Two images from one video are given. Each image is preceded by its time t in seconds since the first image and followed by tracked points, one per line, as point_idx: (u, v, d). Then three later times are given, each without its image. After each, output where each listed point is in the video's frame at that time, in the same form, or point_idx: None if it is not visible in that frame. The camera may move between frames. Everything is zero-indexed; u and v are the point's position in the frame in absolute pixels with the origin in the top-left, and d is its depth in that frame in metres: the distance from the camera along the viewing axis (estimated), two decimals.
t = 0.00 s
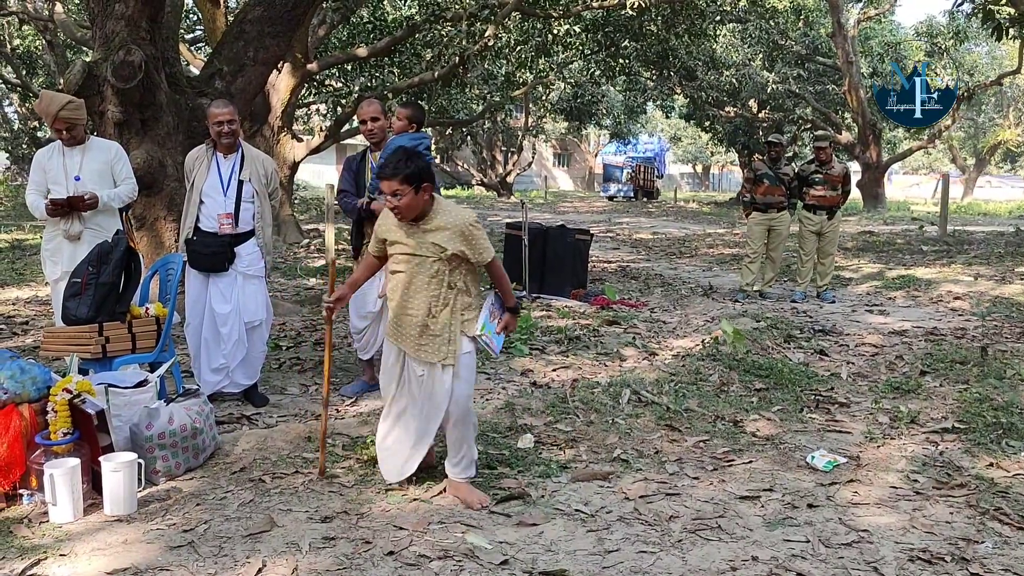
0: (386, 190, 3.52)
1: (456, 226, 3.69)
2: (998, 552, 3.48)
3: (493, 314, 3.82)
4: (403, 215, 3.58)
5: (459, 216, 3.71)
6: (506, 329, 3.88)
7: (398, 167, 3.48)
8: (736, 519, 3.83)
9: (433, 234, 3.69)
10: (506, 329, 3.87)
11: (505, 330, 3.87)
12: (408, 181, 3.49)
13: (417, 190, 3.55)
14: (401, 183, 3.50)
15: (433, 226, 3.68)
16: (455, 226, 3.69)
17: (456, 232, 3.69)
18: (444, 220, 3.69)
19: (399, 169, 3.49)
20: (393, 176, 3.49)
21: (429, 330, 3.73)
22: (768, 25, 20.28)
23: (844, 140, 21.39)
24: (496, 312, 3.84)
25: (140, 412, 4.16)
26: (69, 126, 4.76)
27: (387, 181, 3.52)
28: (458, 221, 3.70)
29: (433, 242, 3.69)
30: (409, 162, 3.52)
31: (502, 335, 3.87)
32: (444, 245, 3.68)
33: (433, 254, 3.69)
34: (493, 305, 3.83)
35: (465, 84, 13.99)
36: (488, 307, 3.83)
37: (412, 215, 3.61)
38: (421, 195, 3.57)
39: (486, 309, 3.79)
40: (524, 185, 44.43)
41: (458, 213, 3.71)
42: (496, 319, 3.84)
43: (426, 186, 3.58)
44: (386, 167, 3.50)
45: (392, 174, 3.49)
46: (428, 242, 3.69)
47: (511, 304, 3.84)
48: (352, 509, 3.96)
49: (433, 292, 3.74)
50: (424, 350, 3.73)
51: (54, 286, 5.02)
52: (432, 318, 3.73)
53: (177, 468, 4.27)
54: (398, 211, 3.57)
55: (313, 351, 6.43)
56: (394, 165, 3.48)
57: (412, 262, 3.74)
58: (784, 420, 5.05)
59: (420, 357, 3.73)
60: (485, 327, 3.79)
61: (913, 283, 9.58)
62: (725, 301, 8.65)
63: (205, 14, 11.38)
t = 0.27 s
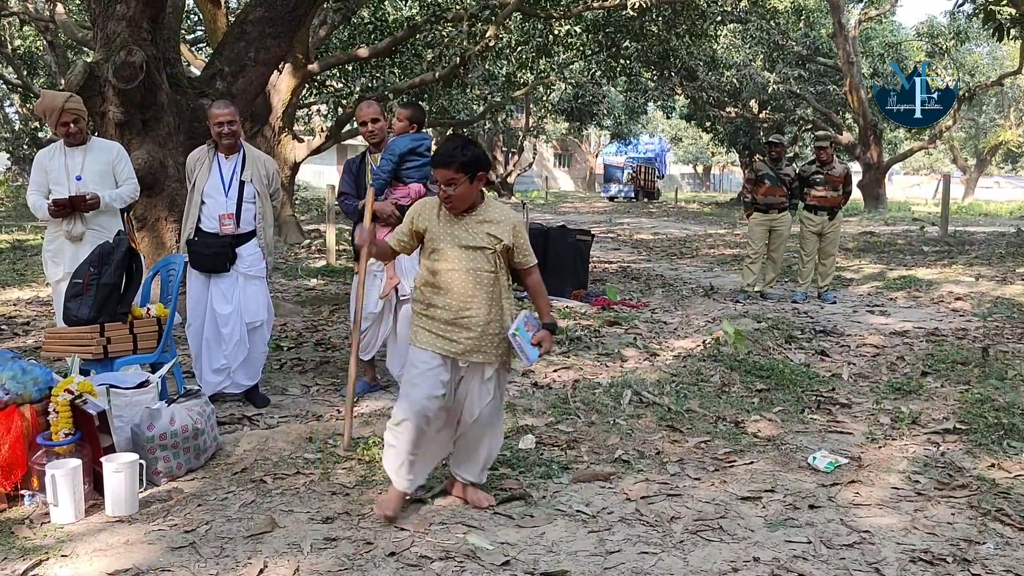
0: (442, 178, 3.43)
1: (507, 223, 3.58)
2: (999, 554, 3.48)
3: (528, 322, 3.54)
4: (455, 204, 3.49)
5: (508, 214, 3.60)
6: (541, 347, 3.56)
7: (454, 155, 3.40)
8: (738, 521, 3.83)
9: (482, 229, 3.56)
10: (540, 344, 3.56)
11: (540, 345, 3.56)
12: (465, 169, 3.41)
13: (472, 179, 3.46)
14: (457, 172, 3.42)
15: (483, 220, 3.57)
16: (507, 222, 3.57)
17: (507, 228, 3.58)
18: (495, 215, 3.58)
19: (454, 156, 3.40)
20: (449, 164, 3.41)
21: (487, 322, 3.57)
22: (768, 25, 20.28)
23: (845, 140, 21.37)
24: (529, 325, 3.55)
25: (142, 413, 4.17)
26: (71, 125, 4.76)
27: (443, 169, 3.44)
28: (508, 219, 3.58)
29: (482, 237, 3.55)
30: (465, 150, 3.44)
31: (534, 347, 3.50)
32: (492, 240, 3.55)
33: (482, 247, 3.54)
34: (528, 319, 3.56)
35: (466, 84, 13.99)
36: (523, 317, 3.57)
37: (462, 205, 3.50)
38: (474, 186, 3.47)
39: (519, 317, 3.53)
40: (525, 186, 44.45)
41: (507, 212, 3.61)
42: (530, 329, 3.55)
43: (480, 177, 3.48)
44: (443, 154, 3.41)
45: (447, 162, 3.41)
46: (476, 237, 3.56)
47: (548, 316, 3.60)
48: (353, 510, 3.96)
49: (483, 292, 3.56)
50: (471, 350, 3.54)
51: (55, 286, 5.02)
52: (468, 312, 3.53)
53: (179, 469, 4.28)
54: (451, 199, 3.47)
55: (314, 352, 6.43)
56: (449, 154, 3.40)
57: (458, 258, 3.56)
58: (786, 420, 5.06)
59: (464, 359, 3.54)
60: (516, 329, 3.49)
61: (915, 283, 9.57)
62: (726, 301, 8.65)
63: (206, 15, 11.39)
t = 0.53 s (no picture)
0: (455, 211, 2.99)
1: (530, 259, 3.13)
2: (1001, 554, 3.48)
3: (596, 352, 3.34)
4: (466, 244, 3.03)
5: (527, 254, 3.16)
6: (618, 369, 3.30)
7: (473, 189, 2.98)
8: (739, 521, 3.82)
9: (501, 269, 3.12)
10: (615, 366, 3.29)
11: (616, 369, 3.30)
12: (483, 206, 2.99)
13: (490, 217, 3.02)
14: (473, 206, 2.99)
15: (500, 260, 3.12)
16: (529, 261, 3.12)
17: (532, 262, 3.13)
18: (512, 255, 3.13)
19: (468, 190, 2.97)
20: (465, 197, 2.98)
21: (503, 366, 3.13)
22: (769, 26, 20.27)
23: (845, 141, 21.36)
24: (597, 350, 3.39)
25: (143, 413, 4.17)
26: (72, 126, 4.76)
27: (456, 202, 2.99)
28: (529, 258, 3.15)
29: (497, 279, 3.10)
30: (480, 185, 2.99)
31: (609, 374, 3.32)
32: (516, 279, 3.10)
33: (502, 290, 3.10)
34: (596, 343, 3.37)
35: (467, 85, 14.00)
36: (593, 344, 3.39)
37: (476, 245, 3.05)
38: (489, 226, 3.04)
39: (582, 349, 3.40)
40: (525, 186, 44.46)
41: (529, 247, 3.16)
42: (600, 357, 3.36)
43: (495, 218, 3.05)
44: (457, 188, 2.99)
45: (464, 195, 2.97)
46: (495, 278, 3.10)
47: (614, 331, 3.26)
48: (354, 510, 3.96)
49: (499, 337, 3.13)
50: (505, 400, 3.12)
51: (56, 286, 5.02)
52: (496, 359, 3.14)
53: (180, 469, 4.28)
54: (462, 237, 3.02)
55: (314, 352, 6.43)
56: (468, 188, 2.98)
57: (471, 301, 3.10)
58: (787, 421, 5.06)
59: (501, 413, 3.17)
60: (581, 372, 3.33)
61: (915, 284, 9.57)
62: (727, 302, 8.65)
63: (207, 16, 11.40)
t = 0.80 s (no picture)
0: (449, 304, 3.03)
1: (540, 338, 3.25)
2: (1002, 555, 3.47)
3: (616, 423, 3.41)
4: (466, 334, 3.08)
5: (540, 317, 3.31)
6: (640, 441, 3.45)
7: (466, 278, 3.02)
8: (739, 522, 3.82)
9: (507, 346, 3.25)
10: (641, 441, 3.45)
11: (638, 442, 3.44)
12: (477, 296, 3.03)
13: (487, 302, 3.08)
14: (470, 295, 3.03)
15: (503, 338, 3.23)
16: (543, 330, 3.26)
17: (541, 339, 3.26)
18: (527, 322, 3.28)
19: (460, 278, 3.02)
20: (460, 287, 3.02)
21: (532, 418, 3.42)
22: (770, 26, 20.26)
23: (846, 142, 21.35)
24: (620, 420, 3.43)
25: (144, 413, 4.16)
26: (72, 129, 4.76)
27: (450, 293, 3.03)
28: (542, 322, 3.30)
29: (511, 352, 3.26)
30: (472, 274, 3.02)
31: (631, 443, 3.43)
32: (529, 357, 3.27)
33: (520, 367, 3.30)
34: (616, 409, 3.42)
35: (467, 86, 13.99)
36: (612, 411, 3.42)
37: (479, 333, 3.11)
38: (490, 310, 3.10)
39: (607, 418, 3.38)
40: (526, 187, 44.45)
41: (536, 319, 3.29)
42: (622, 427, 3.42)
43: (495, 300, 3.12)
44: (451, 279, 3.01)
45: (457, 286, 3.01)
46: (510, 350, 3.26)
47: (641, 404, 3.36)
48: (355, 511, 3.97)
49: (524, 395, 3.38)
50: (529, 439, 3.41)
51: (57, 287, 5.03)
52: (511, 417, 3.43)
53: (180, 469, 4.28)
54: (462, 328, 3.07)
55: (315, 353, 6.43)
56: (459, 278, 3.01)
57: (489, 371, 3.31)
58: (787, 421, 5.05)
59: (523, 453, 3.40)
60: (608, 445, 3.37)
61: (916, 285, 9.56)
62: (727, 303, 8.64)
63: (207, 16, 11.40)
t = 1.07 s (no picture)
0: (456, 355, 2.83)
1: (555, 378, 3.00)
2: (1003, 556, 3.47)
3: (607, 441, 3.18)
4: (476, 383, 2.89)
5: (558, 356, 3.05)
6: (627, 455, 3.28)
7: (473, 324, 2.82)
8: (740, 523, 3.82)
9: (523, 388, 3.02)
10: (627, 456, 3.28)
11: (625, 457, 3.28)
12: (486, 341, 2.82)
13: (497, 348, 2.87)
14: (477, 344, 2.82)
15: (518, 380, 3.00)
16: (559, 376, 3.00)
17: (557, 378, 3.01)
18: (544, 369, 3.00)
19: (467, 325, 2.81)
20: (466, 337, 2.81)
21: (557, 456, 3.22)
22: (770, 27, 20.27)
23: (847, 142, 21.34)
24: (613, 436, 3.19)
25: (144, 414, 4.17)
26: (72, 130, 4.76)
27: (456, 342, 2.83)
28: (560, 364, 3.03)
29: (527, 399, 3.03)
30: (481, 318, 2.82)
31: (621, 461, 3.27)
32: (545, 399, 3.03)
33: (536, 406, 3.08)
34: (612, 425, 3.18)
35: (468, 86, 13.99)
36: (607, 428, 3.18)
37: (490, 381, 2.91)
38: (501, 356, 2.90)
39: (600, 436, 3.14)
40: (527, 188, 44.49)
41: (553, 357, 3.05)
42: (614, 443, 3.20)
43: (507, 345, 2.91)
44: (456, 326, 2.82)
45: (463, 333, 2.81)
46: (525, 394, 3.02)
47: (640, 429, 3.18)
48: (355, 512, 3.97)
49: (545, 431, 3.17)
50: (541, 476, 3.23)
51: (57, 288, 5.03)
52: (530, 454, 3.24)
53: (181, 470, 4.28)
54: (473, 379, 2.87)
55: (315, 353, 6.43)
56: (467, 325, 2.81)
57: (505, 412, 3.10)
58: (788, 422, 5.05)
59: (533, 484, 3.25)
60: (599, 464, 3.18)
61: (917, 285, 9.56)
62: (728, 303, 8.64)
63: (208, 17, 11.40)
